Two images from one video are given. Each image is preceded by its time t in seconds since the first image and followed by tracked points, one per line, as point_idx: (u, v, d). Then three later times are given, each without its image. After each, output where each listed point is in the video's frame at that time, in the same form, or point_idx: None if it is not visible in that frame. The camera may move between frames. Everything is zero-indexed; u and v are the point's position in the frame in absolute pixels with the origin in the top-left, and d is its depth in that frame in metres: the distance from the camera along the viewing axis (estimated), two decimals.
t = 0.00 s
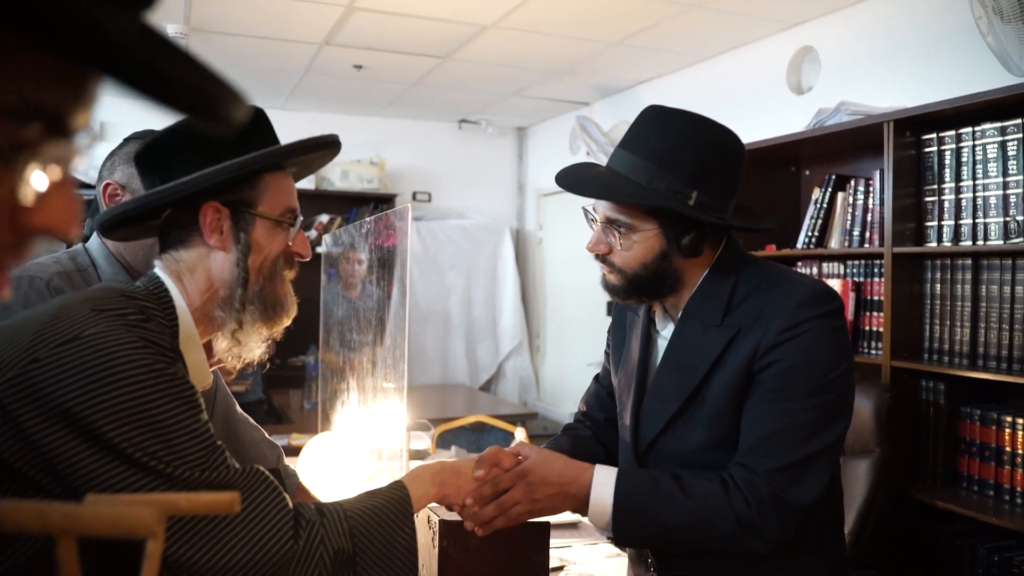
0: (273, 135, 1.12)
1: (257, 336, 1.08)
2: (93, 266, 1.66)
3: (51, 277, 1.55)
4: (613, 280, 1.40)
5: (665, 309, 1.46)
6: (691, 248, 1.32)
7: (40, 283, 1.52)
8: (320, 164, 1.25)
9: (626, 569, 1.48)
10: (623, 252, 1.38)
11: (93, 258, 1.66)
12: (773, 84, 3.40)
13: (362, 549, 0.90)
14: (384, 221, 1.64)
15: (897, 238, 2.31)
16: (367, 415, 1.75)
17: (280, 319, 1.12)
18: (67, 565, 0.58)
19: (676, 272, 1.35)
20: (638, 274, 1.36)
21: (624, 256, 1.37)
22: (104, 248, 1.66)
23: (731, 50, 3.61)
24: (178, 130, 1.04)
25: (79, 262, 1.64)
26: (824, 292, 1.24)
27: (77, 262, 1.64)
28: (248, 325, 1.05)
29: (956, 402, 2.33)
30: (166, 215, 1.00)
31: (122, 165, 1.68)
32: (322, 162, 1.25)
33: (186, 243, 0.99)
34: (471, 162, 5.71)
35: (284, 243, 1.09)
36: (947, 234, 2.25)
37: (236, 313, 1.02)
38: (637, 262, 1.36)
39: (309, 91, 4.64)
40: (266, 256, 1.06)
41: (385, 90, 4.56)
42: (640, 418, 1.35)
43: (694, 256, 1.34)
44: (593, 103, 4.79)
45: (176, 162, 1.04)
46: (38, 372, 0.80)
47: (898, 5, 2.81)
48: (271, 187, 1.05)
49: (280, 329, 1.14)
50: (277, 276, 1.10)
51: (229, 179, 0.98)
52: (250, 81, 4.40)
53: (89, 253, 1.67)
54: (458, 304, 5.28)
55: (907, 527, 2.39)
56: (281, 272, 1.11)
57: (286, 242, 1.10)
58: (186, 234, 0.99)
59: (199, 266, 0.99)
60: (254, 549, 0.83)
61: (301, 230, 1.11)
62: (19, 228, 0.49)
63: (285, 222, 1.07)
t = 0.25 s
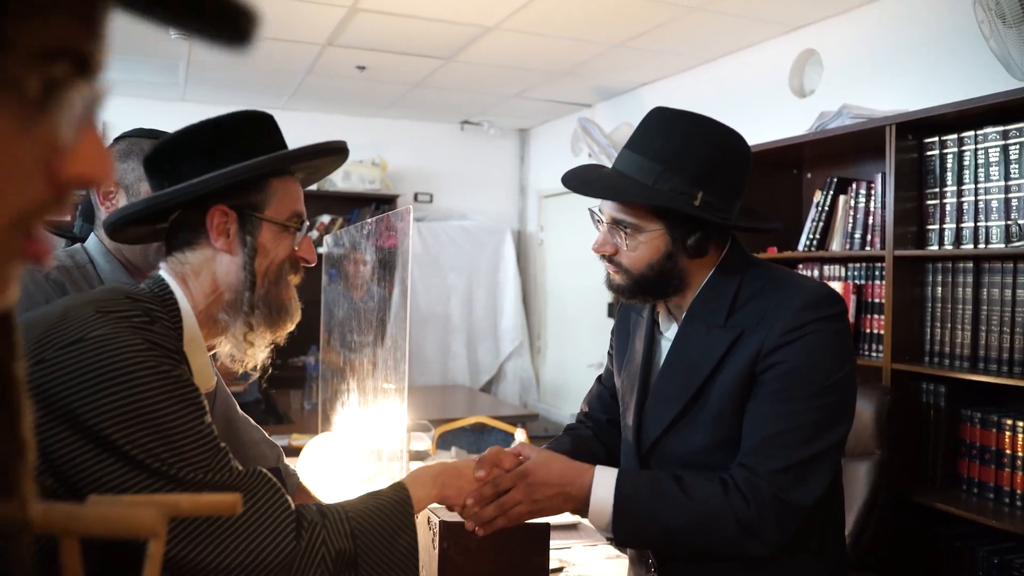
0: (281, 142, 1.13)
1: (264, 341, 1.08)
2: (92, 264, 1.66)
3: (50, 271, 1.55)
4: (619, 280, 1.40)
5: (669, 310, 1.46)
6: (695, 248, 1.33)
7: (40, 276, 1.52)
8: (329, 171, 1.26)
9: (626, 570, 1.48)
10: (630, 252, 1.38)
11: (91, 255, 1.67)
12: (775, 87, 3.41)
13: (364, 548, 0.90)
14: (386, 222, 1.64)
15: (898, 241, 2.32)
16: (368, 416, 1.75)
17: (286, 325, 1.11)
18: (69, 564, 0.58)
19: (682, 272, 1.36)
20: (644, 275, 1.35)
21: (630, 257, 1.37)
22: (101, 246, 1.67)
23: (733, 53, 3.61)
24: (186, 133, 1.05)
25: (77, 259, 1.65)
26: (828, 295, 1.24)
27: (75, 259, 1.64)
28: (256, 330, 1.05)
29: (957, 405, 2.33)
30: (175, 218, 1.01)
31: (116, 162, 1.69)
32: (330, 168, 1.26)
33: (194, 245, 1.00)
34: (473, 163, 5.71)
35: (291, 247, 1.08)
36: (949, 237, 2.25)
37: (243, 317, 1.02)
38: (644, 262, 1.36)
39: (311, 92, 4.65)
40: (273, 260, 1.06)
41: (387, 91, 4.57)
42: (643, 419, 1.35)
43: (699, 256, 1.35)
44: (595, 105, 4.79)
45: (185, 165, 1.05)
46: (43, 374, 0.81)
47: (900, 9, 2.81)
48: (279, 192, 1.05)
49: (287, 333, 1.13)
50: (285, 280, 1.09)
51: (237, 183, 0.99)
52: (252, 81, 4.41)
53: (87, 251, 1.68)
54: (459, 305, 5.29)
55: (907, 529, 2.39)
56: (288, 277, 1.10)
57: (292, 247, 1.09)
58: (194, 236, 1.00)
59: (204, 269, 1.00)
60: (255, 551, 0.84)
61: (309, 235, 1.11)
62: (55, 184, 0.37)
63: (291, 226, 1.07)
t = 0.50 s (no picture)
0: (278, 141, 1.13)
1: (260, 343, 1.07)
2: (88, 263, 1.66)
3: (46, 269, 1.55)
4: (624, 281, 1.40)
5: (671, 309, 1.46)
6: (698, 245, 1.33)
7: (37, 274, 1.52)
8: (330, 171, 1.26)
9: (622, 571, 1.48)
10: (633, 251, 1.37)
11: (86, 255, 1.67)
12: (772, 88, 3.41)
13: (350, 559, 0.90)
14: (382, 222, 1.64)
15: (895, 243, 2.32)
16: (364, 417, 1.74)
17: (284, 324, 1.11)
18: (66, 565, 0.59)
19: (685, 270, 1.35)
20: (648, 273, 1.35)
21: (634, 256, 1.37)
22: (96, 245, 1.67)
23: (730, 54, 3.62)
24: (184, 134, 1.05)
25: (74, 259, 1.65)
26: (828, 294, 1.24)
27: (71, 259, 1.64)
28: (248, 329, 1.04)
29: (953, 406, 2.33)
30: (172, 218, 1.01)
31: (108, 162, 1.68)
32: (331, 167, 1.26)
33: (190, 245, 1.00)
34: (470, 164, 5.72)
35: (287, 246, 1.08)
36: (945, 239, 2.25)
37: (235, 317, 1.02)
38: (647, 261, 1.35)
39: (309, 93, 4.64)
40: (268, 259, 1.05)
41: (385, 92, 4.57)
42: (643, 418, 1.35)
43: (701, 253, 1.34)
44: (592, 106, 4.80)
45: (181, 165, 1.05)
46: (39, 377, 0.81)
47: (897, 11, 2.82)
48: (274, 191, 1.05)
49: (283, 335, 1.13)
50: (280, 279, 1.09)
51: (227, 179, 0.99)
52: (250, 82, 4.41)
53: (82, 250, 1.68)
54: (457, 306, 5.29)
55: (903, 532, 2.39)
56: (284, 277, 1.10)
57: (290, 246, 1.09)
58: (190, 235, 1.00)
59: (201, 269, 1.00)
60: (247, 557, 0.83)
61: (306, 235, 1.11)
62: None
63: (287, 225, 1.06)
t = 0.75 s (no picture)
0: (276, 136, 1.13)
1: (255, 340, 1.07)
2: (89, 264, 1.66)
3: (47, 269, 1.55)
4: (635, 293, 1.37)
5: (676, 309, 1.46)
6: (700, 239, 1.33)
7: (38, 274, 1.52)
8: (328, 174, 1.26)
9: (622, 572, 1.48)
10: (639, 261, 1.35)
11: (87, 256, 1.67)
12: (772, 89, 3.41)
13: (351, 556, 0.90)
14: (382, 222, 1.64)
15: (895, 244, 2.32)
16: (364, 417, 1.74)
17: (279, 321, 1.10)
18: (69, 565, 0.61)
19: (692, 268, 1.35)
20: (659, 279, 1.34)
21: (641, 266, 1.35)
22: (97, 245, 1.67)
23: (730, 55, 3.62)
24: (177, 132, 1.05)
25: (74, 259, 1.65)
26: (833, 292, 1.25)
27: (71, 259, 1.64)
28: (246, 328, 1.04)
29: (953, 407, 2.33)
30: (169, 213, 1.02)
31: (112, 163, 1.69)
32: (330, 169, 1.25)
33: (185, 242, 1.00)
34: (470, 164, 5.72)
35: (285, 246, 1.07)
36: (945, 240, 2.26)
37: (230, 315, 1.02)
38: (655, 267, 1.34)
39: (309, 93, 4.64)
40: (264, 258, 1.04)
41: (384, 93, 4.57)
42: (648, 415, 1.36)
43: (703, 246, 1.35)
44: (592, 107, 4.80)
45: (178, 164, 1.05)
46: (38, 374, 0.81)
47: (897, 12, 2.82)
48: (270, 190, 1.04)
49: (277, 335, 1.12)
50: (275, 279, 1.07)
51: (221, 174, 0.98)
52: (249, 82, 4.41)
53: (83, 250, 1.68)
54: (456, 307, 5.28)
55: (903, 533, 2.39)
56: (280, 277, 1.09)
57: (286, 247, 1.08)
58: (185, 232, 1.01)
59: (194, 266, 1.01)
60: (248, 553, 0.83)
61: (303, 235, 1.09)
62: None
63: (284, 222, 1.05)
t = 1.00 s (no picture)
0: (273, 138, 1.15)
1: (274, 338, 1.09)
2: (99, 266, 1.67)
3: (59, 273, 1.56)
4: (646, 307, 1.37)
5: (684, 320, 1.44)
6: (701, 239, 1.34)
7: (49, 277, 1.53)
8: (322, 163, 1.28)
9: None
10: (645, 273, 1.36)
11: (98, 259, 1.68)
12: (780, 91, 3.40)
13: (361, 559, 0.90)
14: (390, 225, 1.65)
15: (904, 248, 2.31)
16: (372, 420, 1.75)
17: (297, 316, 1.13)
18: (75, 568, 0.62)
19: (697, 270, 1.36)
20: (668, 288, 1.34)
21: (648, 277, 1.35)
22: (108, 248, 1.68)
23: (738, 58, 3.61)
24: (180, 140, 1.05)
25: (85, 262, 1.66)
26: (840, 295, 1.25)
27: (83, 262, 1.65)
28: (263, 327, 1.06)
29: (962, 412, 2.32)
30: (178, 227, 1.01)
31: (125, 166, 1.69)
32: (322, 160, 1.28)
33: (202, 248, 1.00)
34: (477, 166, 5.72)
35: (296, 239, 1.10)
36: (954, 244, 2.25)
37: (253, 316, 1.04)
38: (663, 277, 1.34)
39: (317, 95, 4.66)
40: (279, 255, 1.07)
41: (392, 95, 4.58)
42: (656, 421, 1.36)
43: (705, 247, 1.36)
44: (599, 109, 4.80)
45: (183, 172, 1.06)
46: (45, 376, 0.81)
47: (906, 15, 2.81)
48: (279, 185, 1.06)
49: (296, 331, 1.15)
50: (289, 275, 1.11)
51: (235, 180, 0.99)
52: (257, 84, 4.42)
53: (94, 253, 1.69)
54: (463, 309, 5.29)
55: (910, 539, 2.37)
56: (294, 271, 1.12)
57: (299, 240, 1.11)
58: (201, 237, 1.00)
59: (213, 270, 1.01)
60: (257, 555, 0.83)
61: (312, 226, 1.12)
62: None
63: (295, 217, 1.08)
